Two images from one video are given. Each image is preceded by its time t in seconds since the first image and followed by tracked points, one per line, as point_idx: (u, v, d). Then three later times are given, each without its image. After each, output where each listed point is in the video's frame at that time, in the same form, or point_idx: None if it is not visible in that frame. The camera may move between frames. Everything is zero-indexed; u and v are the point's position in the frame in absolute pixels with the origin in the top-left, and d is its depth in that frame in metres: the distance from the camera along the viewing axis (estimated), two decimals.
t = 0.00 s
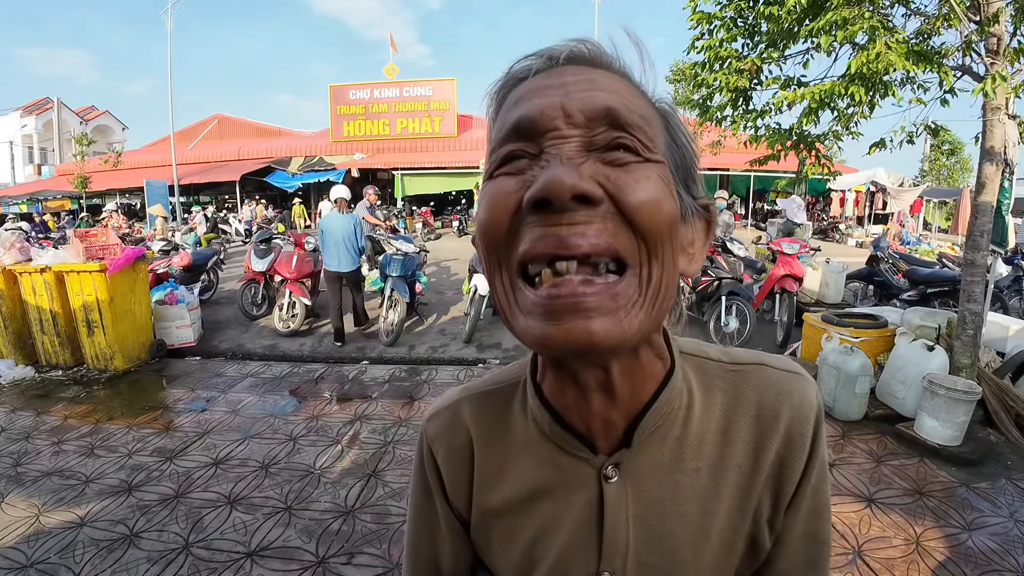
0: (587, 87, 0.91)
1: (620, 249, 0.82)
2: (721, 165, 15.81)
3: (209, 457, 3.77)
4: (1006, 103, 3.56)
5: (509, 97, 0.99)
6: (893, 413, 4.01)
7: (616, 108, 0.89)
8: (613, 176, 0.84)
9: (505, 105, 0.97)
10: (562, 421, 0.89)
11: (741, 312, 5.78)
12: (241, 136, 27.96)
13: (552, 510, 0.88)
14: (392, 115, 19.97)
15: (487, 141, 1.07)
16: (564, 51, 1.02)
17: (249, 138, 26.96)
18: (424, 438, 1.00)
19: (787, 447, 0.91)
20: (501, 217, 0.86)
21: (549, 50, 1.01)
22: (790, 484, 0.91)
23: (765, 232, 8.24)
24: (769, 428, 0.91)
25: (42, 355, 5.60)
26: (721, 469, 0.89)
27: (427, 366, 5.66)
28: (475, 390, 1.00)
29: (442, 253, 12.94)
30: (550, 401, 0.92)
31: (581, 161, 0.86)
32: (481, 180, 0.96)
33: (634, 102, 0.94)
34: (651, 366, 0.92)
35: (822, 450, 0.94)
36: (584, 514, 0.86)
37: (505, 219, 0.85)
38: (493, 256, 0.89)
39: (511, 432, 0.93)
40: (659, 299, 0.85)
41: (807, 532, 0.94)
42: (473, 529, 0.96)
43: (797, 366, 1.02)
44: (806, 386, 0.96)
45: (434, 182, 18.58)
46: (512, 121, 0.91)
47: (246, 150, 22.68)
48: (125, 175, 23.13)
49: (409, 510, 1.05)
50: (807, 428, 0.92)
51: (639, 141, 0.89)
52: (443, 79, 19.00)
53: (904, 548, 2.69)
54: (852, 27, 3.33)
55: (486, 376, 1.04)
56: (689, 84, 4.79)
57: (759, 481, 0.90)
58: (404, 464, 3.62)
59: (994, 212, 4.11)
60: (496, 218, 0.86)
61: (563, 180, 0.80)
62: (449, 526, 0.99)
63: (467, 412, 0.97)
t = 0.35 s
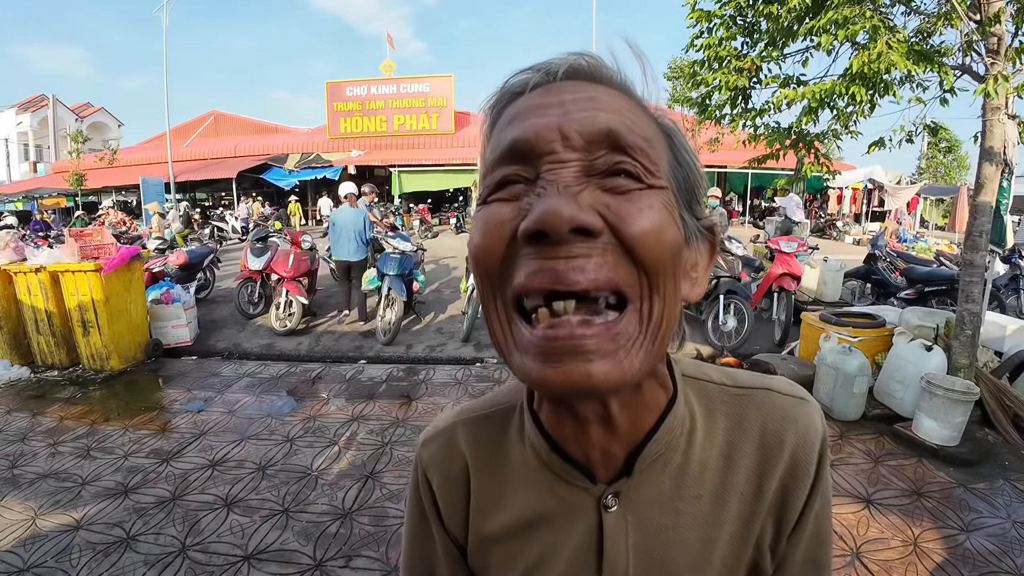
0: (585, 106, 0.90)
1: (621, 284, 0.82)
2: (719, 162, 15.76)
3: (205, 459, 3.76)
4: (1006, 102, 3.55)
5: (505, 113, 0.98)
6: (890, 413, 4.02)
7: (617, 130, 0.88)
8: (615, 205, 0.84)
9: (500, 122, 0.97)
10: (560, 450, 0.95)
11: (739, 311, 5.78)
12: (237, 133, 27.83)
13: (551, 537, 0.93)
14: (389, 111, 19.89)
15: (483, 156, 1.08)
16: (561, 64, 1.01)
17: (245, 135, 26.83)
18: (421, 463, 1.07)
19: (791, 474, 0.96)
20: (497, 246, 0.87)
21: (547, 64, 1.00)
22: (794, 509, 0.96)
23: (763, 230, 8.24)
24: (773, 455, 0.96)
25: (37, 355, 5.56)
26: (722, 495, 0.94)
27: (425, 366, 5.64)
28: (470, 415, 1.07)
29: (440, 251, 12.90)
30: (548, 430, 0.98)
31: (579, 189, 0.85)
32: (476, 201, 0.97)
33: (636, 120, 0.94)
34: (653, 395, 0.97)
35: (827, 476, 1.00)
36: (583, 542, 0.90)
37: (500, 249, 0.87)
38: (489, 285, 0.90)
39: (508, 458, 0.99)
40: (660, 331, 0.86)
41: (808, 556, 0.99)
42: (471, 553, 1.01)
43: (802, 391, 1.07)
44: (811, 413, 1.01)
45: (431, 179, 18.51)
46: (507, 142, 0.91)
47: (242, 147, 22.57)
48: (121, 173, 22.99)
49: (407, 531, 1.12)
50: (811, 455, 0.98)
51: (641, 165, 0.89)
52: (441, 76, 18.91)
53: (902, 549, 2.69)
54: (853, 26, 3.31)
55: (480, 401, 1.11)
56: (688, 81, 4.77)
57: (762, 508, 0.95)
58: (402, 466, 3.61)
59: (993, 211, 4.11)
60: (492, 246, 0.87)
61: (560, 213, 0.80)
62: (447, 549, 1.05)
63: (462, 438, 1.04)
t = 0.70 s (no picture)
0: (588, 115, 0.90)
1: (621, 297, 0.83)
2: (716, 157, 15.78)
3: (201, 455, 3.75)
4: (1004, 100, 3.55)
5: (506, 120, 0.98)
6: (885, 409, 4.04)
7: (619, 142, 0.88)
8: (618, 218, 0.84)
9: (501, 129, 0.97)
10: (559, 462, 0.95)
11: (735, 306, 5.78)
12: (232, 126, 27.64)
13: (552, 549, 0.92)
14: (385, 104, 19.78)
15: (484, 162, 1.07)
16: (564, 71, 1.01)
17: (240, 129, 26.66)
18: (418, 472, 1.06)
19: (791, 484, 0.97)
20: (496, 258, 0.87)
21: (549, 71, 1.01)
22: (795, 517, 0.97)
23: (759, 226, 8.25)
24: (774, 465, 0.97)
25: (31, 351, 5.53)
26: (724, 506, 0.95)
27: (421, 361, 5.64)
28: (468, 426, 1.06)
29: (436, 246, 12.87)
30: (547, 443, 0.98)
31: (581, 202, 0.85)
32: (476, 210, 0.97)
33: (640, 130, 0.94)
34: (654, 407, 0.97)
35: (827, 485, 1.00)
36: (586, 554, 0.91)
37: (499, 263, 0.86)
38: (488, 297, 0.89)
39: (506, 469, 0.99)
40: (662, 345, 0.86)
41: (809, 564, 1.00)
42: (469, 563, 1.01)
43: (804, 400, 1.08)
44: (812, 423, 1.02)
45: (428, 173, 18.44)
46: (509, 151, 0.91)
47: (237, 140, 22.42)
48: (115, 167, 22.81)
49: (405, 541, 1.12)
50: (813, 465, 0.98)
51: (643, 176, 0.89)
52: (437, 69, 18.79)
53: (896, 544, 2.71)
54: (852, 22, 3.30)
55: (477, 411, 1.10)
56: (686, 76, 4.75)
57: (763, 517, 0.95)
58: (398, 461, 3.61)
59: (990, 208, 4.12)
60: (492, 258, 0.87)
61: (561, 227, 0.80)
62: (445, 558, 1.05)
63: (460, 448, 1.04)
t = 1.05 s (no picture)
0: (588, 112, 0.89)
1: (620, 299, 0.83)
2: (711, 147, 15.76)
3: (196, 446, 3.75)
4: (1000, 93, 3.56)
5: (506, 115, 0.97)
6: (876, 399, 4.08)
7: (619, 141, 0.88)
8: (616, 220, 0.84)
9: (501, 126, 0.96)
10: (558, 457, 0.95)
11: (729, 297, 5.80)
12: (223, 114, 27.33)
13: (550, 542, 0.94)
14: (379, 92, 19.59)
15: (483, 155, 1.07)
16: (566, 66, 1.00)
17: (232, 116, 26.38)
18: (417, 465, 1.07)
19: (786, 478, 0.97)
20: (495, 257, 0.87)
21: (549, 66, 1.00)
22: (788, 512, 0.98)
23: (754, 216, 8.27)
24: (769, 460, 0.98)
25: (24, 342, 5.49)
26: (719, 500, 0.96)
27: (416, 350, 5.64)
28: (467, 419, 1.06)
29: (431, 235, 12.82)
30: (546, 438, 0.98)
31: (580, 202, 0.85)
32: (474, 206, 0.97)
33: (642, 129, 0.93)
34: (652, 404, 0.98)
35: (821, 480, 1.01)
36: (583, 547, 0.92)
37: (499, 261, 0.87)
38: (487, 294, 0.90)
39: (505, 463, 1.00)
40: (658, 346, 0.87)
41: (801, 557, 1.01)
42: (468, 555, 1.02)
43: (801, 395, 1.08)
44: (808, 419, 1.02)
45: (422, 162, 18.32)
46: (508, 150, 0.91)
47: (230, 128, 22.19)
48: (105, 154, 22.55)
49: (404, 532, 1.13)
50: (808, 461, 0.99)
51: (643, 177, 0.89)
52: (431, 56, 18.60)
53: (886, 533, 2.75)
54: (851, 13, 3.29)
55: (476, 404, 1.10)
56: (682, 65, 4.72)
57: (757, 511, 0.96)
58: (394, 450, 3.63)
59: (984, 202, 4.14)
60: (491, 257, 0.88)
61: (559, 229, 0.81)
62: (443, 550, 1.06)
63: (459, 442, 1.04)
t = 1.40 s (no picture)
0: (561, 129, 0.87)
1: (598, 328, 0.84)
2: (706, 134, 15.71)
3: (190, 434, 3.75)
4: (996, 86, 3.57)
5: (481, 129, 0.96)
6: (866, 388, 4.13)
7: (594, 159, 0.86)
8: (593, 248, 0.84)
9: (475, 142, 0.95)
10: (549, 461, 0.97)
11: (722, 285, 5.81)
12: (214, 97, 26.94)
13: (543, 542, 0.95)
14: (372, 75, 19.34)
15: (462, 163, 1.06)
16: (540, 71, 0.97)
17: (223, 99, 26.02)
18: (412, 465, 1.07)
19: (774, 477, 0.98)
20: (474, 282, 0.89)
21: (522, 73, 0.97)
22: (775, 510, 0.99)
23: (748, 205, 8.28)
24: (757, 459, 0.98)
25: (15, 331, 5.45)
26: (708, 499, 0.97)
27: (410, 337, 5.64)
28: (460, 419, 1.07)
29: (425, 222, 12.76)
30: (537, 441, 0.99)
31: (555, 231, 0.85)
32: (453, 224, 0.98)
33: (623, 137, 0.90)
34: (640, 410, 0.98)
35: (809, 477, 1.02)
36: (575, 547, 0.93)
37: (477, 288, 0.88)
38: (467, 318, 0.92)
39: (499, 465, 1.01)
40: (637, 371, 0.88)
41: (789, 551, 1.03)
42: (463, 553, 1.04)
43: (790, 395, 1.09)
44: (796, 418, 1.03)
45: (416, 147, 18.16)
46: (478, 174, 0.91)
47: (220, 112, 21.90)
48: (94, 139, 22.23)
49: (399, 528, 1.14)
50: (796, 460, 1.00)
51: (621, 197, 0.87)
52: (425, 39, 18.33)
53: (874, 521, 2.80)
54: (849, 3, 3.28)
55: (470, 403, 1.11)
56: (679, 52, 4.69)
57: (744, 509, 0.98)
58: (388, 438, 3.65)
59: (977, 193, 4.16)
60: (469, 285, 0.89)
61: (531, 266, 0.81)
62: (437, 548, 1.08)
63: (452, 443, 1.05)
